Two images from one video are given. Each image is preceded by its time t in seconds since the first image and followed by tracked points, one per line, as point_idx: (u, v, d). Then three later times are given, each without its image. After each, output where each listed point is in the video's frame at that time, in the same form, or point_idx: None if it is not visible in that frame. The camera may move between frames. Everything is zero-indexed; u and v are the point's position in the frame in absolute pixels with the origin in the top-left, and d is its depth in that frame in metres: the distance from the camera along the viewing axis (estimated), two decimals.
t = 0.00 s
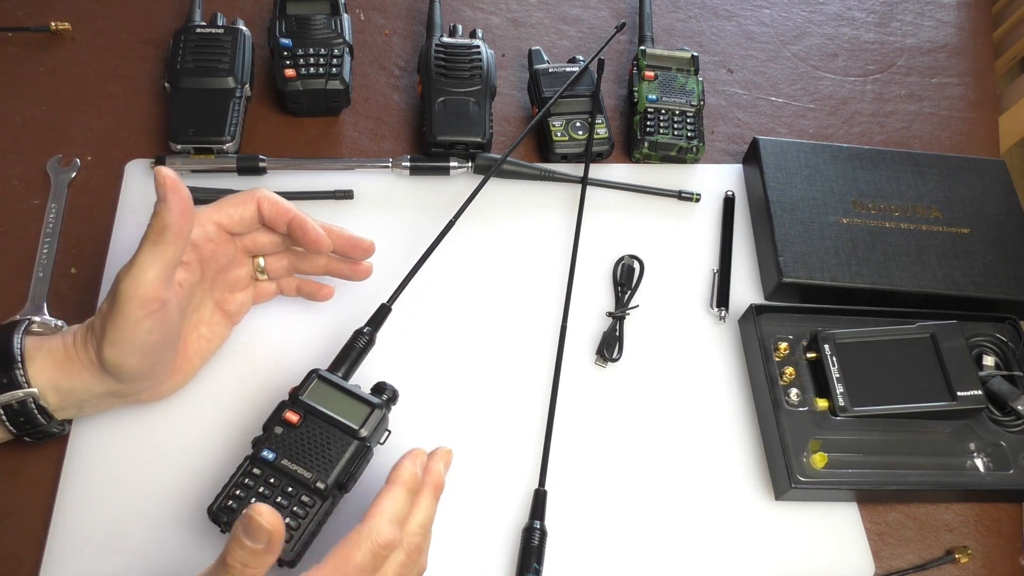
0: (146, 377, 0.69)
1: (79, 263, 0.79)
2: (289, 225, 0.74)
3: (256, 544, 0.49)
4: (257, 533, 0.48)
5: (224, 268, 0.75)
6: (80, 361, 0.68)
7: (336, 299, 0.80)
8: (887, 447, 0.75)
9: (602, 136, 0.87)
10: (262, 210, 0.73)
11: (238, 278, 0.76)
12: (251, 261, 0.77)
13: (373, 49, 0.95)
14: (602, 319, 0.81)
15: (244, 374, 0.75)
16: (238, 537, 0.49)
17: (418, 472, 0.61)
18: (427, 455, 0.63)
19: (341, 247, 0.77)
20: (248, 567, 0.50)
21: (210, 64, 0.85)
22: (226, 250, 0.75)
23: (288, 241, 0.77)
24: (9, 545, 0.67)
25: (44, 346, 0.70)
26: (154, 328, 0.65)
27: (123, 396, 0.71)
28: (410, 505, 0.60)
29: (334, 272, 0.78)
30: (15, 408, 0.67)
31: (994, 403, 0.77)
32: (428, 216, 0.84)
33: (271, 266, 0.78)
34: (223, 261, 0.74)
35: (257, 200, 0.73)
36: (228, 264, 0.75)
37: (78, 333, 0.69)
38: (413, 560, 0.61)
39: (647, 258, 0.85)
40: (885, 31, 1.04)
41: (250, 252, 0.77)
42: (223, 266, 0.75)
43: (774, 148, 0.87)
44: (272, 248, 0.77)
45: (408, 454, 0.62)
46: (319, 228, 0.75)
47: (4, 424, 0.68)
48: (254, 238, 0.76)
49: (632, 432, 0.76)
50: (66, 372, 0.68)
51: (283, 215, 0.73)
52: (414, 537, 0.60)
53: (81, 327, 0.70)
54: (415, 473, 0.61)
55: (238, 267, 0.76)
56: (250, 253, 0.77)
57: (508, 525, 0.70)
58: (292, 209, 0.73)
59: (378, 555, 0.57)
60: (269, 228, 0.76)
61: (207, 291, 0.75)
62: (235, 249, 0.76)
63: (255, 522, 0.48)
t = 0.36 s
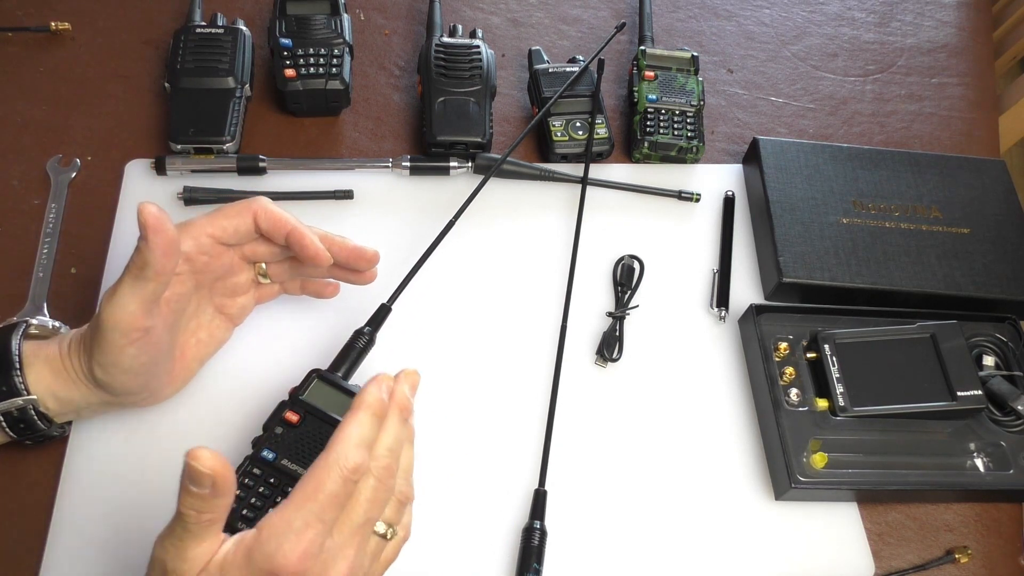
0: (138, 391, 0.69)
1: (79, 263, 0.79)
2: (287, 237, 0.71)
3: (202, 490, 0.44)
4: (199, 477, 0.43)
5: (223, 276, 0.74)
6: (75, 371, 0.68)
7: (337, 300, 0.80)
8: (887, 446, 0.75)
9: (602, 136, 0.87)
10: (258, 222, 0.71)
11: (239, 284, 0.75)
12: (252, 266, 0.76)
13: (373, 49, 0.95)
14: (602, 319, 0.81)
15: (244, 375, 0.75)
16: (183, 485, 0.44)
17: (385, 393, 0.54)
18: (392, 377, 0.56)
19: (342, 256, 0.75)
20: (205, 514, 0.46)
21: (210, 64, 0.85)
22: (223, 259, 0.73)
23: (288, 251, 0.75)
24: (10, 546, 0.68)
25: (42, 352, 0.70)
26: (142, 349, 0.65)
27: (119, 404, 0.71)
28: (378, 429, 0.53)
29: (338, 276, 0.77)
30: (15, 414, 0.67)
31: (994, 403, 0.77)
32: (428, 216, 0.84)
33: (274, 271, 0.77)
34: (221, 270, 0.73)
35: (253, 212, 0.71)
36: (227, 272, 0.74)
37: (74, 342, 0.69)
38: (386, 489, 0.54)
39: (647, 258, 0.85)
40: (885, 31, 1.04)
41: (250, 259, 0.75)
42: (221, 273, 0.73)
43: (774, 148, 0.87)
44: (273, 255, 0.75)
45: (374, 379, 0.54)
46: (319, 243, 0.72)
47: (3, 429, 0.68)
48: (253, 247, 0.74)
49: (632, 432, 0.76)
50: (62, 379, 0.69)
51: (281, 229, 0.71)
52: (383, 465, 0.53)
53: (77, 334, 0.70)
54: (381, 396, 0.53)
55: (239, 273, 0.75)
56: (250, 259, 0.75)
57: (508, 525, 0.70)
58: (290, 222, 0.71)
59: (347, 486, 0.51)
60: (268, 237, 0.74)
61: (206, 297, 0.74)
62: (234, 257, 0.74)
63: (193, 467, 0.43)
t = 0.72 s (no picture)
0: (140, 373, 0.69)
1: (80, 263, 0.79)
2: (285, 211, 0.75)
3: (198, 505, 0.42)
4: (191, 494, 0.41)
5: (221, 266, 0.76)
6: (78, 354, 0.68)
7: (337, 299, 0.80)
8: (887, 446, 0.75)
9: (602, 137, 0.87)
10: (256, 199, 0.74)
11: (237, 275, 0.77)
12: (252, 259, 0.78)
13: (373, 49, 0.95)
14: (602, 319, 0.81)
15: (244, 375, 0.75)
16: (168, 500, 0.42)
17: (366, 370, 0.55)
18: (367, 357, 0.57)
19: (338, 234, 0.77)
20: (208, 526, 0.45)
21: (209, 64, 0.85)
22: (222, 245, 0.75)
23: (286, 232, 0.78)
24: (10, 546, 0.67)
25: (42, 341, 0.70)
26: (147, 325, 0.65)
27: (119, 392, 0.71)
28: (365, 415, 0.54)
29: (336, 260, 0.79)
30: (13, 402, 0.67)
31: (994, 403, 0.77)
32: (428, 216, 0.84)
33: (273, 262, 0.79)
34: (221, 256, 0.75)
35: (251, 190, 0.74)
36: (226, 260, 0.76)
37: (78, 327, 0.69)
38: (381, 477, 0.55)
39: (647, 258, 0.85)
40: (885, 31, 1.04)
41: (249, 248, 0.77)
42: (220, 262, 0.75)
43: (774, 148, 0.87)
44: (272, 240, 0.78)
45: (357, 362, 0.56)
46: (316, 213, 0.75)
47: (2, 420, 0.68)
48: (252, 231, 0.77)
49: (632, 432, 0.76)
50: (64, 364, 0.69)
51: (279, 201, 0.74)
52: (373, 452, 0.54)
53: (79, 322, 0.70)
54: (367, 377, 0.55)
55: (237, 263, 0.77)
56: (248, 249, 0.77)
57: (508, 525, 0.70)
58: (287, 194, 0.74)
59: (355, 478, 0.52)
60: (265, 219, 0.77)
61: (206, 288, 0.75)
62: (233, 245, 0.76)
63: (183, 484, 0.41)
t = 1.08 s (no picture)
0: (148, 363, 0.69)
1: (80, 263, 0.79)
2: (294, 210, 0.77)
3: (316, 569, 0.49)
4: (322, 560, 0.48)
5: (228, 265, 0.77)
6: (88, 345, 0.69)
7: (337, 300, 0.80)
8: (887, 446, 0.75)
9: (602, 137, 0.87)
10: (266, 200, 0.77)
11: (241, 277, 0.77)
12: (254, 260, 0.79)
13: (373, 49, 0.95)
14: (602, 319, 0.81)
15: (244, 375, 0.75)
16: (299, 559, 0.49)
17: (450, 486, 0.63)
18: (451, 459, 0.65)
19: (341, 234, 0.78)
20: None
21: (210, 64, 0.85)
22: (232, 242, 0.76)
23: (291, 232, 0.80)
24: (9, 545, 0.67)
25: (46, 334, 0.70)
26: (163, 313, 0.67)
27: (122, 385, 0.71)
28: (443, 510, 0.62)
29: (337, 261, 0.80)
30: (13, 394, 0.67)
31: (994, 403, 0.77)
32: (428, 216, 0.84)
33: (275, 264, 0.79)
34: (229, 255, 0.76)
35: (261, 191, 0.76)
36: (233, 260, 0.77)
37: (86, 320, 0.70)
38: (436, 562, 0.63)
39: (647, 258, 0.85)
40: (885, 31, 1.04)
41: (254, 249, 0.79)
42: (227, 260, 0.76)
43: (774, 148, 0.87)
44: (277, 241, 0.80)
45: (441, 462, 0.64)
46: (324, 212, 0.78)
47: (3, 414, 0.68)
48: (258, 231, 0.79)
49: (632, 432, 0.76)
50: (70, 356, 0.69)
51: (288, 202, 0.77)
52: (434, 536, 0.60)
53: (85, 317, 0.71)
54: (448, 482, 0.63)
55: (241, 264, 0.78)
56: (254, 249, 0.79)
57: (508, 525, 0.70)
58: (295, 196, 0.77)
59: (413, 561, 0.58)
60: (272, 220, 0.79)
61: (213, 288, 0.76)
62: (240, 245, 0.78)
63: (319, 553, 0.48)
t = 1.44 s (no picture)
0: (150, 368, 0.69)
1: (80, 263, 0.79)
2: (296, 216, 0.76)
3: (311, 565, 0.49)
4: (316, 555, 0.48)
5: (229, 268, 0.76)
6: (88, 350, 0.68)
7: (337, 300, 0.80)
8: (887, 446, 0.75)
9: (602, 136, 0.87)
10: (268, 203, 0.76)
11: (241, 279, 0.77)
12: (255, 262, 0.78)
13: (373, 49, 0.95)
14: (602, 319, 0.81)
15: (244, 375, 0.75)
16: (294, 555, 0.49)
17: (447, 483, 0.63)
18: (447, 457, 0.65)
19: (342, 241, 0.78)
20: None
21: (210, 64, 0.85)
22: (233, 246, 0.75)
23: (292, 236, 0.79)
24: (10, 545, 0.67)
25: (47, 338, 0.70)
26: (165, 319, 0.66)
27: (123, 389, 0.71)
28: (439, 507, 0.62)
29: (337, 267, 0.79)
30: (14, 399, 0.67)
31: (994, 403, 0.77)
32: (428, 216, 0.84)
33: (276, 267, 0.79)
34: (230, 259, 0.75)
35: (263, 195, 0.75)
36: (233, 263, 0.76)
37: (86, 325, 0.69)
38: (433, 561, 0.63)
39: (647, 258, 0.85)
40: (885, 31, 1.04)
41: (255, 251, 0.78)
42: (227, 264, 0.75)
43: (774, 148, 0.87)
44: (278, 245, 0.79)
45: (438, 459, 0.64)
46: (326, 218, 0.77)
47: (4, 418, 0.68)
48: (259, 234, 0.78)
49: (632, 432, 0.76)
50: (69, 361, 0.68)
51: (290, 207, 0.76)
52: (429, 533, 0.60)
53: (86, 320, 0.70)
54: (444, 479, 0.63)
55: (242, 266, 0.77)
56: (255, 252, 0.78)
57: (508, 525, 0.70)
58: (296, 201, 0.76)
59: (408, 558, 0.58)
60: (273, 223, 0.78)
61: (213, 291, 0.75)
62: (241, 248, 0.77)
63: (315, 548, 0.48)
